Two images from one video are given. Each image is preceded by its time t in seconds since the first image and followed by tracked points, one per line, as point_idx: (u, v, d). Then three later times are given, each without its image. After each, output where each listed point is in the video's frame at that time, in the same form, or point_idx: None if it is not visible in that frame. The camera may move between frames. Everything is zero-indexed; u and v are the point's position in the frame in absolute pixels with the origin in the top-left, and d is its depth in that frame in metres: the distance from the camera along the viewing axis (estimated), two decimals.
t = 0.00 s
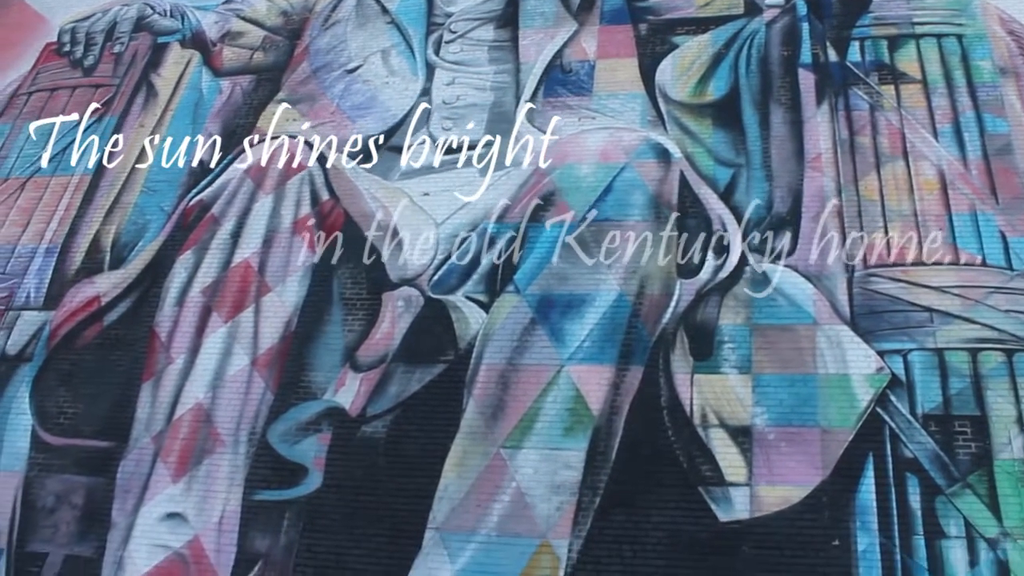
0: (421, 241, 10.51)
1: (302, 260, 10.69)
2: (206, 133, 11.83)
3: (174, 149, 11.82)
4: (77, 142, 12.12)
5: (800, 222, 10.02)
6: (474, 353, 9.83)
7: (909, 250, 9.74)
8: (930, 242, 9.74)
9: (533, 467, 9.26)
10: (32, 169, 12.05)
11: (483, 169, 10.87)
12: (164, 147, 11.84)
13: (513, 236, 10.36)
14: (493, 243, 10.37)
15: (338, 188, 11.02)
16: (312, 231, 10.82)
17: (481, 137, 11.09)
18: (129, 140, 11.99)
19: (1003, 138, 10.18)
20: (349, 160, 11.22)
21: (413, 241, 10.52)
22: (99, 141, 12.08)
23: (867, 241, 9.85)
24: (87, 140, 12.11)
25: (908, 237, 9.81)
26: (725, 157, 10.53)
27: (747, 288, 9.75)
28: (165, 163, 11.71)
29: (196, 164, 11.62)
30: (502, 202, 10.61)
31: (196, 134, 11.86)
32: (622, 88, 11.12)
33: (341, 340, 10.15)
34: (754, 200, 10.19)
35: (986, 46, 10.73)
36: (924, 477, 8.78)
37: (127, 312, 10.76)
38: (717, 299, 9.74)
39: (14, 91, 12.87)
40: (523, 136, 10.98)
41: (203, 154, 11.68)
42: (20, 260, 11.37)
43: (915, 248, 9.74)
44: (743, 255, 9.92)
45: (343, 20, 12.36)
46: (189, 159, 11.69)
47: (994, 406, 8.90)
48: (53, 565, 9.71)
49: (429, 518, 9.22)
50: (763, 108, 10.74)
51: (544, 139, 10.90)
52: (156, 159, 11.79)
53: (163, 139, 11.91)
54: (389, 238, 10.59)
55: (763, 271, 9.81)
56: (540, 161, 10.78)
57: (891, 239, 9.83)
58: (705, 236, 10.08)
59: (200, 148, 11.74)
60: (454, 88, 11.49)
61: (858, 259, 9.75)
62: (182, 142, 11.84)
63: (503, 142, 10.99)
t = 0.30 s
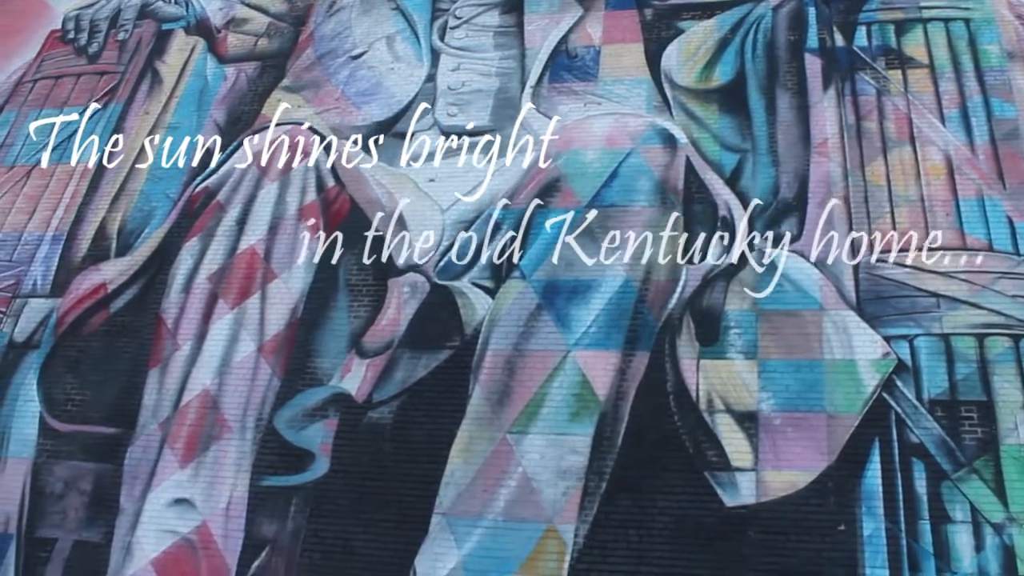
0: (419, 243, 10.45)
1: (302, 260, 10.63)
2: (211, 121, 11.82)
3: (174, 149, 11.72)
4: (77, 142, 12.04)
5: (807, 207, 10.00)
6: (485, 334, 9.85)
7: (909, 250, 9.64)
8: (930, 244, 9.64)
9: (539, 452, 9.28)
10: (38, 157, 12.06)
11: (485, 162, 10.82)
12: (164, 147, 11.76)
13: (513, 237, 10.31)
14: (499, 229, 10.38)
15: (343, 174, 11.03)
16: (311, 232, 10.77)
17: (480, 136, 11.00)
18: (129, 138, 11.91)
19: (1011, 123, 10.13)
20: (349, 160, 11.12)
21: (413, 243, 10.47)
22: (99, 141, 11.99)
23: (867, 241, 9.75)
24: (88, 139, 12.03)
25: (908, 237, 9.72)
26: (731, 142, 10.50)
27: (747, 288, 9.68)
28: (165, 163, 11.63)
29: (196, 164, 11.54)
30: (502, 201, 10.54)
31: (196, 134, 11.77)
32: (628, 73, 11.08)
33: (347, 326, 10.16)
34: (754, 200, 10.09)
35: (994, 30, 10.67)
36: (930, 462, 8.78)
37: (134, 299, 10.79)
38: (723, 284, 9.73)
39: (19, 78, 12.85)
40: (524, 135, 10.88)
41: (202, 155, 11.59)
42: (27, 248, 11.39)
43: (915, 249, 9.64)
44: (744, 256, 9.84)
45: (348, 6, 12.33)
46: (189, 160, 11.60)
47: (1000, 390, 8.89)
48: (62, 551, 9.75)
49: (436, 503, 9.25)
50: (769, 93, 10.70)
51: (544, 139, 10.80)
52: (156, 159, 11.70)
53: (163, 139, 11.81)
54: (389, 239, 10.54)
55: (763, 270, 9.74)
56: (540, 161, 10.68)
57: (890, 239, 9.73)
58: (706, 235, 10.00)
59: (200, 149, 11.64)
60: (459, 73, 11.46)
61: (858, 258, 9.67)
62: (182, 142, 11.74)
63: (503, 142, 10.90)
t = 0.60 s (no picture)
0: (418, 243, 10.38)
1: (302, 261, 10.57)
2: (216, 106, 11.81)
3: (174, 149, 11.64)
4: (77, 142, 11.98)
5: (814, 191, 9.97)
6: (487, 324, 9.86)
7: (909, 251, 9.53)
8: (930, 244, 9.53)
9: (546, 436, 9.29)
10: (44, 144, 12.07)
11: (488, 151, 10.78)
12: (164, 147, 11.67)
13: (513, 237, 10.24)
14: (505, 214, 10.37)
15: (349, 160, 11.03)
16: (310, 231, 10.71)
17: (479, 135, 10.90)
18: (131, 134, 11.86)
19: (1020, 106, 10.07)
20: (349, 160, 11.03)
21: (412, 243, 10.40)
22: (99, 141, 11.91)
23: (867, 241, 9.64)
24: (88, 139, 11.96)
25: (908, 237, 9.61)
26: (737, 126, 10.46)
27: (748, 288, 9.62)
28: (165, 163, 11.55)
29: (196, 164, 11.47)
30: (502, 201, 10.46)
31: (196, 134, 11.67)
32: (634, 57, 11.04)
33: (353, 311, 10.17)
34: (755, 200, 9.98)
35: (1003, 13, 10.59)
36: (937, 445, 8.78)
37: (141, 285, 10.81)
38: (730, 268, 9.73)
39: (24, 65, 12.84)
40: (524, 135, 10.78)
41: (202, 154, 11.52)
42: (34, 234, 11.41)
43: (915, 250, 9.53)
44: (743, 256, 9.77)
45: None
46: (189, 160, 11.52)
47: (1008, 374, 8.88)
48: (72, 535, 9.81)
49: (443, 487, 9.28)
50: (776, 76, 10.66)
51: (544, 139, 10.70)
52: (156, 159, 11.62)
53: (163, 139, 11.73)
54: (389, 239, 10.48)
55: (763, 270, 9.67)
56: (539, 161, 10.59)
57: (890, 240, 9.63)
58: (705, 236, 9.92)
59: (200, 149, 11.56)
60: (465, 58, 11.42)
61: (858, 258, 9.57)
62: (181, 142, 11.66)
63: (503, 142, 10.80)
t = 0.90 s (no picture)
0: (419, 243, 10.32)
1: (302, 261, 10.51)
2: (222, 91, 11.79)
3: (173, 150, 11.55)
4: (77, 142, 11.89)
5: (821, 173, 9.93)
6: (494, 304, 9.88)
7: (909, 251, 9.43)
8: (931, 243, 9.43)
9: (554, 419, 9.32)
10: (51, 130, 12.08)
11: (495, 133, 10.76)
12: (164, 148, 11.58)
13: (513, 236, 10.18)
14: (513, 197, 10.37)
15: (356, 143, 11.03)
16: (310, 231, 10.65)
17: (478, 134, 10.81)
18: (138, 119, 11.86)
19: None
20: (349, 160, 10.95)
21: (412, 244, 10.34)
22: (99, 141, 11.83)
23: (867, 241, 9.55)
24: (88, 139, 11.87)
25: (908, 237, 9.51)
26: (745, 108, 10.42)
27: (748, 288, 9.55)
28: (165, 163, 11.47)
29: (196, 164, 11.39)
30: (502, 200, 10.37)
31: (196, 134, 11.58)
32: (641, 39, 10.98)
33: (361, 295, 10.19)
34: (755, 200, 9.89)
35: None
36: (945, 427, 8.78)
37: (149, 271, 10.84)
38: (738, 251, 9.72)
39: (29, 51, 12.83)
40: (524, 134, 10.67)
41: (202, 155, 11.43)
42: (42, 220, 11.44)
43: (915, 251, 9.43)
44: (743, 256, 9.70)
45: None
46: (189, 160, 11.44)
47: (1016, 356, 8.86)
48: (84, 519, 9.88)
49: (452, 470, 9.31)
50: (784, 58, 10.60)
51: (544, 139, 10.59)
52: (156, 159, 11.54)
53: (163, 139, 11.64)
54: (389, 239, 10.41)
55: (764, 270, 9.60)
56: (539, 161, 10.49)
57: (890, 239, 9.53)
58: (706, 236, 9.83)
59: (200, 149, 11.47)
60: (471, 41, 11.38)
61: (859, 258, 9.48)
62: (181, 142, 11.57)
63: (503, 142, 10.69)
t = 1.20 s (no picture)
0: (419, 243, 10.26)
1: (302, 261, 10.45)
2: (229, 75, 11.78)
3: (173, 149, 11.48)
4: (77, 142, 11.83)
5: (830, 154, 9.89)
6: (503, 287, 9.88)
7: (908, 251, 9.34)
8: (929, 244, 9.33)
9: (563, 400, 9.33)
10: (58, 114, 12.09)
11: (503, 116, 10.73)
12: (164, 147, 11.51)
13: (512, 237, 10.10)
14: (521, 179, 10.35)
15: (363, 126, 11.02)
16: (310, 230, 10.59)
17: (478, 134, 10.71)
18: (145, 103, 11.85)
19: None
20: (349, 160, 10.87)
21: (412, 243, 10.28)
22: (99, 141, 11.76)
23: (867, 241, 9.46)
24: (87, 139, 11.81)
25: (908, 237, 9.40)
26: (753, 89, 10.37)
27: (747, 288, 9.49)
28: (165, 163, 11.40)
29: (197, 163, 11.31)
30: (503, 201, 10.30)
31: (196, 134, 11.50)
32: (648, 20, 10.91)
33: (370, 278, 10.21)
34: (754, 200, 9.80)
35: None
36: (954, 408, 8.77)
37: (157, 255, 10.86)
38: (746, 233, 9.71)
39: (36, 36, 12.82)
40: (523, 134, 10.57)
41: (203, 154, 11.35)
42: (50, 205, 11.47)
43: (916, 251, 9.33)
44: (743, 256, 9.62)
45: None
46: (189, 160, 11.36)
47: None
48: (96, 501, 9.95)
49: (461, 452, 9.34)
50: (793, 38, 10.53)
51: (544, 139, 10.49)
52: (156, 158, 11.47)
53: (163, 139, 11.56)
54: (389, 239, 10.35)
55: (764, 270, 9.54)
56: (540, 161, 10.40)
57: (890, 240, 9.43)
58: (706, 236, 9.75)
59: (200, 148, 11.40)
60: (478, 23, 11.33)
61: (858, 258, 9.41)
62: (181, 142, 11.49)
63: (504, 142, 10.60)
